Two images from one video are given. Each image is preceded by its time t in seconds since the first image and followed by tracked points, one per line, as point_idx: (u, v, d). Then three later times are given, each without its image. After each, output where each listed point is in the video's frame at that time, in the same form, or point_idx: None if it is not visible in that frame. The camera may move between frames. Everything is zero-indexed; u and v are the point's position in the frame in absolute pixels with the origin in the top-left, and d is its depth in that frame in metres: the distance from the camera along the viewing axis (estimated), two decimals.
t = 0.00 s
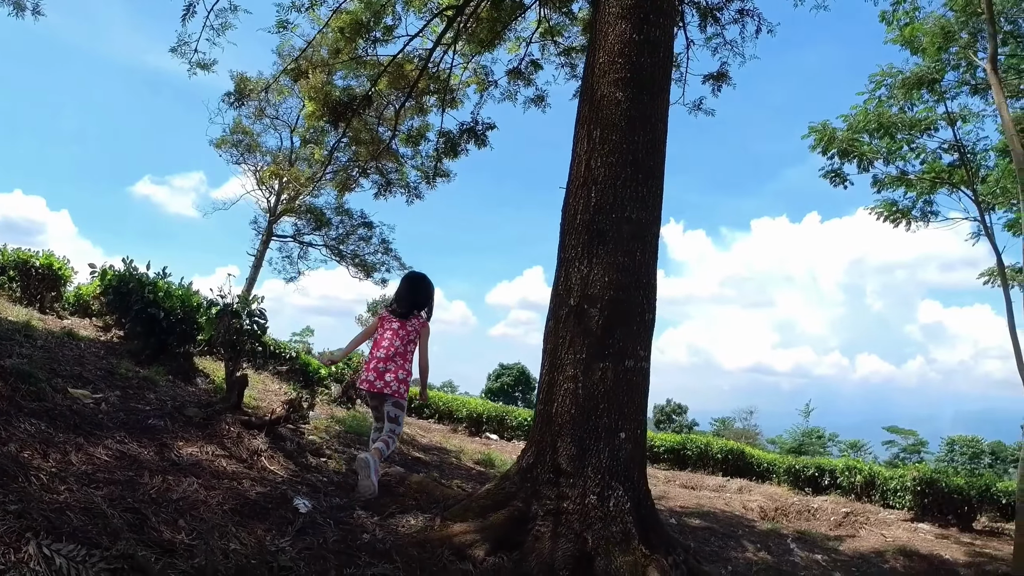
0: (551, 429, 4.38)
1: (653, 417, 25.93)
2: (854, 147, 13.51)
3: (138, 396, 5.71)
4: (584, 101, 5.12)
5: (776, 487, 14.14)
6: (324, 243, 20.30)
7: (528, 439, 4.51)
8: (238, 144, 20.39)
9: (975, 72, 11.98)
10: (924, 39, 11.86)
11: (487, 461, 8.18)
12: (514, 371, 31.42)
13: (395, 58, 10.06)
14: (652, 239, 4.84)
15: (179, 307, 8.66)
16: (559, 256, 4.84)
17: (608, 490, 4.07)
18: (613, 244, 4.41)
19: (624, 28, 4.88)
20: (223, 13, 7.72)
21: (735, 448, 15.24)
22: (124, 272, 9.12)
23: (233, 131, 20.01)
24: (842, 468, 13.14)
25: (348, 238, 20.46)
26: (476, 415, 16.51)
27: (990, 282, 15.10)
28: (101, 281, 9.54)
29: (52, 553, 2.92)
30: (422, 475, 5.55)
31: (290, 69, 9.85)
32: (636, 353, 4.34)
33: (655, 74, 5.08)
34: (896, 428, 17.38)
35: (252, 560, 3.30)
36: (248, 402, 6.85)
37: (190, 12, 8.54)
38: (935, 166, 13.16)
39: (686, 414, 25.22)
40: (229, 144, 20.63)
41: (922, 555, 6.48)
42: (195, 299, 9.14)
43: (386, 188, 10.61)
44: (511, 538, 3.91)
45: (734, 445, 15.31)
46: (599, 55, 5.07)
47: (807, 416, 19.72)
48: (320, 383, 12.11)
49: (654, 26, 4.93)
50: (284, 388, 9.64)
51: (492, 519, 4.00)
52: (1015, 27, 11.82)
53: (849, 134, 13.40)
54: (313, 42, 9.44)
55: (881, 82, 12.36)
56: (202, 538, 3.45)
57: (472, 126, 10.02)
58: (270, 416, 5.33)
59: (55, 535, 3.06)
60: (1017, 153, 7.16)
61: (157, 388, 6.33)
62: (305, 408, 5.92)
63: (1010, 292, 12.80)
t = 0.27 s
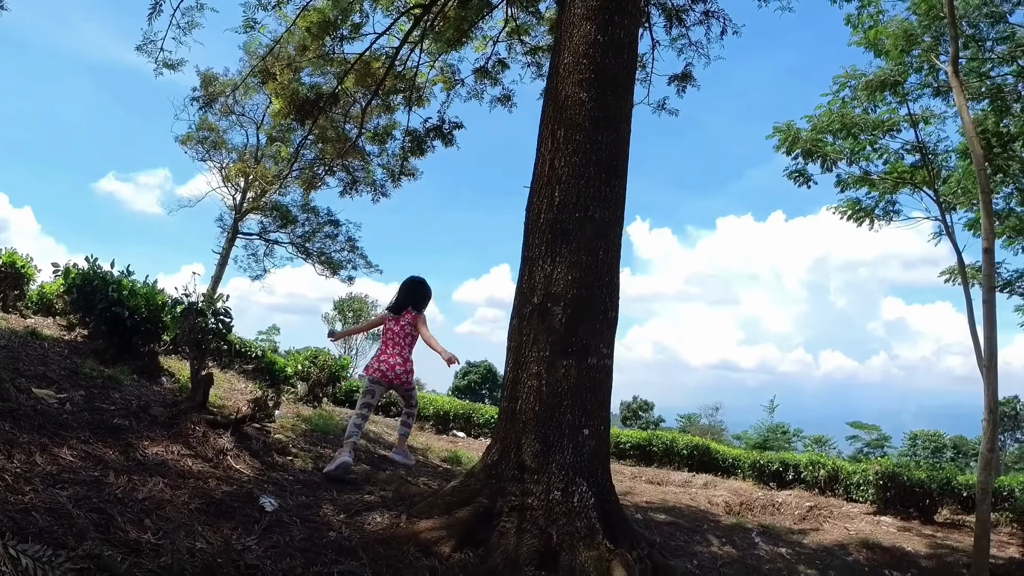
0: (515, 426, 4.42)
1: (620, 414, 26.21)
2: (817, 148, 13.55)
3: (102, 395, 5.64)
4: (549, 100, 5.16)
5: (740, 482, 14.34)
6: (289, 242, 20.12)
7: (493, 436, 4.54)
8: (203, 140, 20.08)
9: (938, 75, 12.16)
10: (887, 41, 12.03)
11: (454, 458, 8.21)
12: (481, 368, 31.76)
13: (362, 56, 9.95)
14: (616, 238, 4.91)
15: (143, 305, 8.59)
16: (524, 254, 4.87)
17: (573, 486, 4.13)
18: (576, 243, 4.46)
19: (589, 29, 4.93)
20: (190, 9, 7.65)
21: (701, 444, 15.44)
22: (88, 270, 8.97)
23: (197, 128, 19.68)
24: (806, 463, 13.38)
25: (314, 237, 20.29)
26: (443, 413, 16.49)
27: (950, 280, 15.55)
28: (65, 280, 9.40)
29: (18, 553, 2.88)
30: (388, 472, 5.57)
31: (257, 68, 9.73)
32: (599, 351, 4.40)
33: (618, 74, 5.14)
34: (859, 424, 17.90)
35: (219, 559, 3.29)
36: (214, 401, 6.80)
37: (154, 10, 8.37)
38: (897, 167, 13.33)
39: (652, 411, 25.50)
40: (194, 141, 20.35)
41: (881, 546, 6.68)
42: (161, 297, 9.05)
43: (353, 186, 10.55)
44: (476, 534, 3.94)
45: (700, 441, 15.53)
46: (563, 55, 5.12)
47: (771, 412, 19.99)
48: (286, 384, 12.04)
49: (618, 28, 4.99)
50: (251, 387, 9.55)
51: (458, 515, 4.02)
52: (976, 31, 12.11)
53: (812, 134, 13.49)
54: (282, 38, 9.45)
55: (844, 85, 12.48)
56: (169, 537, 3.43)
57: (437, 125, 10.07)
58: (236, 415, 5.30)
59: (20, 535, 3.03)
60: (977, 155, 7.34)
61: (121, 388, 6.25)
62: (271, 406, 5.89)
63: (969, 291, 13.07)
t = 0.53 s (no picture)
0: (474, 425, 4.41)
1: (588, 410, 26.42)
2: (780, 147, 13.73)
3: (63, 396, 5.59)
4: (508, 101, 5.17)
5: (705, 476, 14.45)
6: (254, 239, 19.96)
7: (452, 435, 4.54)
8: (167, 138, 19.82)
9: (899, 76, 12.38)
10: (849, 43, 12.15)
11: (419, 455, 8.26)
12: (448, 365, 31.83)
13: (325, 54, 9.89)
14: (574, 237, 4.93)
15: (105, 305, 8.52)
16: (483, 254, 4.87)
17: (530, 483, 4.13)
18: (532, 243, 4.47)
19: (547, 29, 4.96)
20: (150, 7, 7.57)
21: (666, 439, 15.60)
22: (50, 270, 8.86)
23: (161, 125, 19.41)
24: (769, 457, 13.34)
25: (279, 234, 20.19)
26: (409, 411, 16.47)
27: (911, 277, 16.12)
28: (27, 279, 9.28)
29: None
30: (350, 471, 5.59)
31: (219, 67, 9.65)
32: (556, 348, 4.40)
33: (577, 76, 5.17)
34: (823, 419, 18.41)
35: (178, 558, 3.29)
36: (176, 401, 6.75)
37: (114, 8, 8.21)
38: (859, 166, 13.50)
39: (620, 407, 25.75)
40: (158, 138, 20.08)
41: (840, 538, 6.85)
42: (124, 297, 8.98)
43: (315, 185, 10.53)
44: (435, 532, 3.96)
45: (664, 436, 15.64)
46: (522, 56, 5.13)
47: (735, 407, 20.16)
48: (250, 383, 11.95)
49: (577, 29, 5.02)
50: (215, 387, 9.49)
51: (418, 513, 4.04)
52: (938, 33, 12.31)
53: (775, 134, 13.63)
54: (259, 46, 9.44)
55: (806, 85, 12.59)
56: (129, 537, 3.41)
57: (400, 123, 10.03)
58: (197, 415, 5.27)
59: None
60: (936, 156, 7.46)
61: (83, 389, 6.20)
62: (233, 405, 5.86)
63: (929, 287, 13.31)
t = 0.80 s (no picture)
0: (434, 421, 4.40)
1: (558, 403, 26.60)
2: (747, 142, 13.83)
3: (23, 395, 5.53)
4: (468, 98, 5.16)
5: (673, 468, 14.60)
6: (221, 235, 19.76)
7: (413, 432, 4.53)
8: (132, 132, 19.53)
9: (865, 72, 12.56)
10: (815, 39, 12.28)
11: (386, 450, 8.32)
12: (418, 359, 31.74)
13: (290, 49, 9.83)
14: (535, 233, 4.92)
15: (68, 304, 8.41)
16: (443, 251, 4.85)
17: (490, 478, 4.12)
18: (491, 239, 4.46)
19: (507, 27, 4.96)
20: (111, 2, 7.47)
21: (633, 432, 15.64)
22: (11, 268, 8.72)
23: (126, 119, 19.10)
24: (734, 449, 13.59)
25: (245, 229, 20.05)
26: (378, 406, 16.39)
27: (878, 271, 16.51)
28: None
29: None
30: (314, 468, 5.61)
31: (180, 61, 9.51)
32: (515, 344, 4.41)
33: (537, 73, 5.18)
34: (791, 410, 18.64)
35: (138, 557, 3.27)
36: (140, 398, 6.70)
37: None
38: (824, 162, 13.67)
39: (590, 400, 25.91)
40: (122, 133, 19.76)
41: (803, 528, 7.04)
42: (88, 295, 8.89)
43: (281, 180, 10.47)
44: (396, 528, 3.96)
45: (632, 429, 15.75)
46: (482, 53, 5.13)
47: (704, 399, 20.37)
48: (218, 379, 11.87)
49: (538, 26, 5.03)
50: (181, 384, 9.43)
51: (379, 509, 4.04)
52: (901, 31, 12.59)
53: (741, 129, 13.73)
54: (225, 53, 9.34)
55: (772, 81, 12.68)
56: (89, 537, 3.39)
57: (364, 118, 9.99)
58: (160, 413, 5.25)
59: None
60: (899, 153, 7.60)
61: (45, 388, 6.13)
62: (197, 403, 5.84)
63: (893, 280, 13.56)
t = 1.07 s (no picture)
0: (397, 415, 4.39)
1: (530, 393, 26.84)
2: (714, 133, 13.92)
3: None
4: (430, 91, 5.12)
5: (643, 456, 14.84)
6: (189, 229, 19.53)
7: (376, 426, 4.51)
8: (97, 126, 19.21)
9: (830, 64, 12.69)
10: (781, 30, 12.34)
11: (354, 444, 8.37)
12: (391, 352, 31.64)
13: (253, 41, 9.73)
14: (496, 225, 4.90)
15: (31, 301, 8.31)
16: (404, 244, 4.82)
17: (453, 471, 4.12)
18: (452, 232, 4.44)
19: (468, 18, 4.92)
20: None
21: (603, 421, 15.86)
22: None
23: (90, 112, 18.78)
24: (704, 437, 13.93)
25: (213, 223, 19.86)
26: (348, 399, 16.27)
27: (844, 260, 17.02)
28: None
29: None
30: (281, 463, 5.63)
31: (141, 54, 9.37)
32: (477, 336, 4.41)
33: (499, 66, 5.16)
34: (760, 398, 18.91)
35: (101, 556, 3.24)
36: (105, 396, 6.66)
37: None
38: (791, 152, 13.81)
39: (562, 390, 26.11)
40: (87, 127, 19.43)
41: (770, 514, 7.33)
42: (51, 292, 8.76)
43: (245, 174, 10.41)
44: (360, 522, 3.96)
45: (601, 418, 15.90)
46: (443, 45, 5.09)
47: (674, 387, 20.68)
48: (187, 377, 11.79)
49: (499, 18, 5.00)
50: (146, 381, 9.35)
51: (343, 503, 4.03)
52: (867, 23, 12.66)
53: (709, 120, 13.79)
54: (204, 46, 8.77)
55: (739, 72, 12.75)
56: (50, 538, 3.34)
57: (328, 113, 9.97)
58: (123, 410, 5.21)
59: None
60: (865, 144, 7.81)
61: (5, 388, 6.05)
62: (162, 400, 5.81)
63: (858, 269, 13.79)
